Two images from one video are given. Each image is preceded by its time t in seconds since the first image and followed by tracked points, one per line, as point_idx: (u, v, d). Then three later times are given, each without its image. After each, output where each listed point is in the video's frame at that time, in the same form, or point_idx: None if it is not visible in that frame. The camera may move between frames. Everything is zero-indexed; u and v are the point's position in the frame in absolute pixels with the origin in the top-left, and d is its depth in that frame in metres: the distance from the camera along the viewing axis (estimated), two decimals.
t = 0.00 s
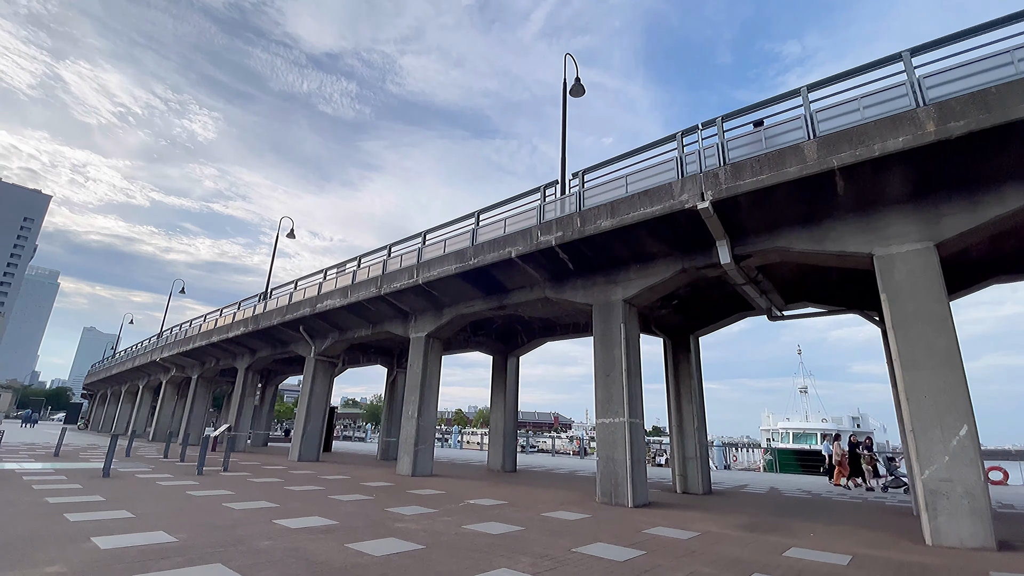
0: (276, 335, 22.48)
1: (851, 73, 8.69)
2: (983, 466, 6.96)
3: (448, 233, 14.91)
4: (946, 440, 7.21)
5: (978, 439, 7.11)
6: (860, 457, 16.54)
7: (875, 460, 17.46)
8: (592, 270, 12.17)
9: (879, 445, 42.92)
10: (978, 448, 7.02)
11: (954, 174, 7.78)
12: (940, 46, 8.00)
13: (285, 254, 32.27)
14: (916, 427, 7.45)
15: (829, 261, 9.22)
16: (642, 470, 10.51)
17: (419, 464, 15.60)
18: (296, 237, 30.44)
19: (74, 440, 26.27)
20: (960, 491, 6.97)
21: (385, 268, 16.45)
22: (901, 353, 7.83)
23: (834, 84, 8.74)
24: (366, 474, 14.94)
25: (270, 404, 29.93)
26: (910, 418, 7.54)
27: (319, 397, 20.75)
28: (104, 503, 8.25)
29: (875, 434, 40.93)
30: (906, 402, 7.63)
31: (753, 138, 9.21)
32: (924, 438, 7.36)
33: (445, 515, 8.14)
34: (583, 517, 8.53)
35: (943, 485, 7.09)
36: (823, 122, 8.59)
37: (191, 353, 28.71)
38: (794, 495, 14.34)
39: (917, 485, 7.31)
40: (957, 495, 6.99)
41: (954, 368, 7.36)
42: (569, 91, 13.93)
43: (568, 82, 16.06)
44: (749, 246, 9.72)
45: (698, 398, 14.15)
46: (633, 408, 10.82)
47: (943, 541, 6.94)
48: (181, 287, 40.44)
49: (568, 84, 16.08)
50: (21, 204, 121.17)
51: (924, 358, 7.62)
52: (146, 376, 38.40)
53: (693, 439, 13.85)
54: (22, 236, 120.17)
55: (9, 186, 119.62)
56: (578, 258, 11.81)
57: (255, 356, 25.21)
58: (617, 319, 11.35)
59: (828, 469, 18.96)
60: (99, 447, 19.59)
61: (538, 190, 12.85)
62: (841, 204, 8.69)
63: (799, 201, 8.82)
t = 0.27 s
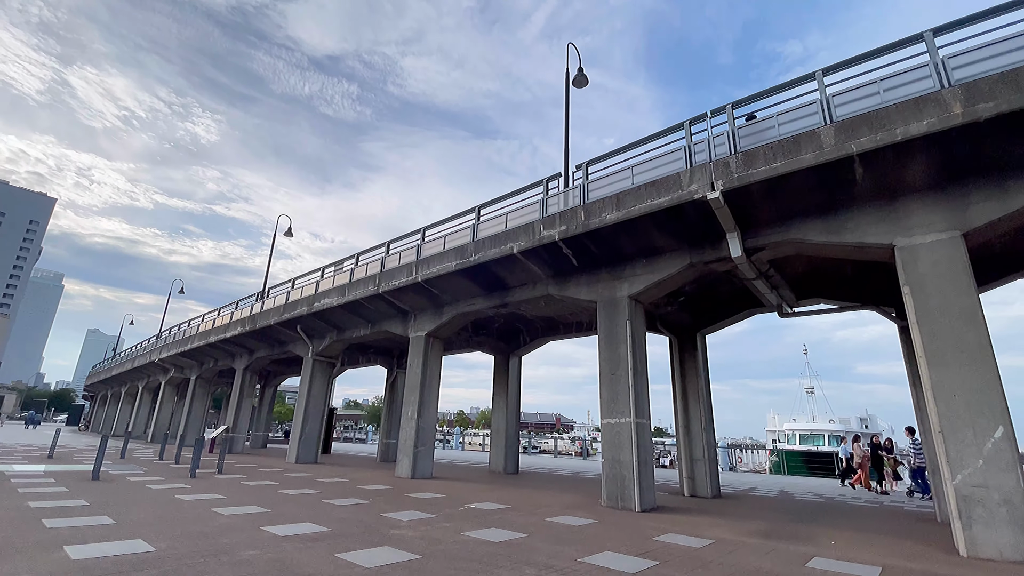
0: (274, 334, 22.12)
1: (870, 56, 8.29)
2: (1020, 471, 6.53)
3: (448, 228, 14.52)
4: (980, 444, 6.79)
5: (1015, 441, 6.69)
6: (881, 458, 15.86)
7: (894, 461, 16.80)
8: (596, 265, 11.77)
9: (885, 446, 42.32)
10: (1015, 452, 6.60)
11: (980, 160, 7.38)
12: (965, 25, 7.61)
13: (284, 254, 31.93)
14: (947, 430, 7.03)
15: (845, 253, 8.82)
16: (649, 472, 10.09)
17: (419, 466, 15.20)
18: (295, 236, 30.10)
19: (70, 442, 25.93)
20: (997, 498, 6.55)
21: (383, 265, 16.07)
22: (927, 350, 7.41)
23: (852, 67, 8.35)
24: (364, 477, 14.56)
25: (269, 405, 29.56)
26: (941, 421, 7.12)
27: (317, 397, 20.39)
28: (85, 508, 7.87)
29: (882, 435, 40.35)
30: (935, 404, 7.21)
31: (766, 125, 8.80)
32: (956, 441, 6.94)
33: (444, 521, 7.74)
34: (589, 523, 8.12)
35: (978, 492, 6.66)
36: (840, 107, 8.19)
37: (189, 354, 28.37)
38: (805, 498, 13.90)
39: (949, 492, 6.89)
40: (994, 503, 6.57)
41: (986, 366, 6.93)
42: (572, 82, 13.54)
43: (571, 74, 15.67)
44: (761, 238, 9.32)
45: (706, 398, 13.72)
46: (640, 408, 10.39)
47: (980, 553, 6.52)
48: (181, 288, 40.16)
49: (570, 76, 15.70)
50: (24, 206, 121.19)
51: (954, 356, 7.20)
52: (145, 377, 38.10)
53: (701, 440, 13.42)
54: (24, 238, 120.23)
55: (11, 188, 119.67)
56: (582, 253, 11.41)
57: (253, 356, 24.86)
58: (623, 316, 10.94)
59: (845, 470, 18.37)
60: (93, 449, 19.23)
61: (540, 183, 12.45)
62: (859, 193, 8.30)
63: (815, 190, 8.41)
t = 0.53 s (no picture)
0: (272, 336, 21.79)
1: (889, 40, 7.94)
2: None
3: (448, 226, 14.17)
4: (1011, 444, 6.38)
5: None
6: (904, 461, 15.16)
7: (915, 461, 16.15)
8: (601, 262, 11.41)
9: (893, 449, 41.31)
10: None
11: (1006, 146, 7.01)
12: (989, 6, 7.28)
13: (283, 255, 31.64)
14: (974, 430, 6.62)
15: (863, 245, 8.45)
16: (657, 476, 9.68)
17: (419, 469, 14.82)
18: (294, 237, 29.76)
19: (67, 446, 25.63)
20: None
21: (382, 264, 15.72)
22: (952, 346, 7.02)
23: (868, 51, 8.00)
24: (362, 481, 14.18)
25: (269, 407, 29.27)
26: (967, 420, 6.71)
27: (316, 400, 20.04)
28: (68, 514, 7.51)
29: (889, 437, 39.58)
30: (962, 403, 6.80)
31: (779, 112, 8.43)
32: (985, 442, 6.52)
33: (443, 528, 7.35)
34: (596, 530, 7.72)
35: (1009, 496, 6.24)
36: (857, 92, 7.83)
37: (188, 356, 28.08)
38: (816, 502, 13.48)
39: (977, 496, 6.47)
40: None
41: (1015, 362, 6.53)
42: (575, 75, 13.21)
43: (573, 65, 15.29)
44: (773, 231, 8.95)
45: (714, 398, 13.33)
46: (647, 409, 10.00)
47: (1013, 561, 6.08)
48: (179, 290, 40.05)
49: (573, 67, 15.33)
50: (27, 211, 121.60)
51: (980, 352, 6.80)
52: (144, 380, 37.83)
53: (708, 442, 13.02)
54: (26, 242, 120.24)
55: (13, 192, 119.78)
56: (586, 249, 11.04)
57: (251, 358, 24.53)
58: (628, 313, 10.57)
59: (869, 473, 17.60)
60: (88, 453, 18.88)
61: (542, 178, 12.08)
62: (877, 183, 7.93)
63: (831, 180, 8.04)
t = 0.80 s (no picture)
0: (270, 337, 21.43)
1: (910, 21, 7.56)
2: None
3: (448, 222, 13.79)
4: None
5: None
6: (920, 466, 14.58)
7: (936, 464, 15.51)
8: (607, 258, 11.01)
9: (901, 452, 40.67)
10: None
11: None
12: None
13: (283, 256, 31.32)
14: (1011, 430, 6.17)
15: (883, 237, 8.05)
16: (668, 480, 9.26)
17: (420, 474, 14.41)
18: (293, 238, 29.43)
19: (63, 450, 25.26)
20: None
21: (381, 262, 15.34)
22: (984, 341, 6.59)
23: (888, 33, 7.62)
24: (361, 485, 13.78)
25: (268, 411, 28.89)
26: (1003, 420, 6.26)
27: (315, 402, 19.67)
28: (48, 522, 7.13)
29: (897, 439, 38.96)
30: (996, 401, 6.36)
31: (795, 98, 8.04)
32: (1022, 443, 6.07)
33: (443, 536, 6.94)
34: (606, 538, 7.30)
35: None
36: (878, 75, 7.43)
37: (186, 358, 27.74)
38: (830, 506, 13.03)
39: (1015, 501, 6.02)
40: None
41: None
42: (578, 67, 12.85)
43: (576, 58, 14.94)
44: (788, 223, 8.56)
45: (724, 399, 12.89)
46: (656, 410, 9.58)
47: None
48: (179, 292, 39.79)
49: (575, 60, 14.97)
50: (29, 215, 121.80)
51: (1015, 346, 6.37)
52: (143, 383, 37.51)
53: (718, 445, 12.58)
54: (29, 246, 120.39)
55: (16, 196, 119.99)
56: (591, 244, 10.65)
57: (250, 360, 24.17)
58: (636, 311, 10.16)
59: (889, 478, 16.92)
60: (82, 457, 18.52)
61: (545, 172, 11.69)
62: (899, 170, 7.53)
63: (850, 168, 7.64)
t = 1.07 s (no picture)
0: (269, 340, 21.09)
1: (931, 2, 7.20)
2: None
3: (449, 220, 13.46)
4: None
5: None
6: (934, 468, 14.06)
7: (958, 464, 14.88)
8: (612, 254, 10.65)
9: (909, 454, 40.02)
10: None
11: None
12: None
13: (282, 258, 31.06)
14: None
15: (903, 229, 7.67)
16: (678, 485, 8.86)
17: (420, 479, 14.01)
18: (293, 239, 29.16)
19: (60, 456, 24.91)
20: None
21: (380, 262, 15.01)
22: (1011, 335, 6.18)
23: (908, 15, 7.26)
24: (360, 491, 13.40)
25: (268, 415, 28.54)
26: None
27: (314, 406, 19.30)
28: (27, 531, 6.77)
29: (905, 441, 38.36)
30: None
31: (810, 84, 7.69)
32: None
33: (443, 546, 6.56)
34: (615, 547, 6.92)
35: None
36: (898, 58, 7.07)
37: (185, 362, 27.43)
38: (843, 511, 12.61)
39: None
40: None
41: None
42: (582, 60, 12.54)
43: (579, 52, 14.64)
44: (803, 216, 8.19)
45: (733, 401, 12.49)
46: (666, 412, 9.19)
47: None
48: (178, 295, 39.60)
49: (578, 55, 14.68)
50: (31, 220, 122.06)
51: None
52: (142, 387, 37.20)
53: (728, 448, 12.16)
54: (31, 251, 120.55)
55: (18, 202, 120.26)
56: (597, 240, 10.29)
57: (249, 363, 23.83)
58: (643, 309, 9.79)
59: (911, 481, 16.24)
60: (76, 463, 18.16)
61: (548, 166, 11.35)
62: (921, 158, 7.16)
63: (869, 156, 7.27)
